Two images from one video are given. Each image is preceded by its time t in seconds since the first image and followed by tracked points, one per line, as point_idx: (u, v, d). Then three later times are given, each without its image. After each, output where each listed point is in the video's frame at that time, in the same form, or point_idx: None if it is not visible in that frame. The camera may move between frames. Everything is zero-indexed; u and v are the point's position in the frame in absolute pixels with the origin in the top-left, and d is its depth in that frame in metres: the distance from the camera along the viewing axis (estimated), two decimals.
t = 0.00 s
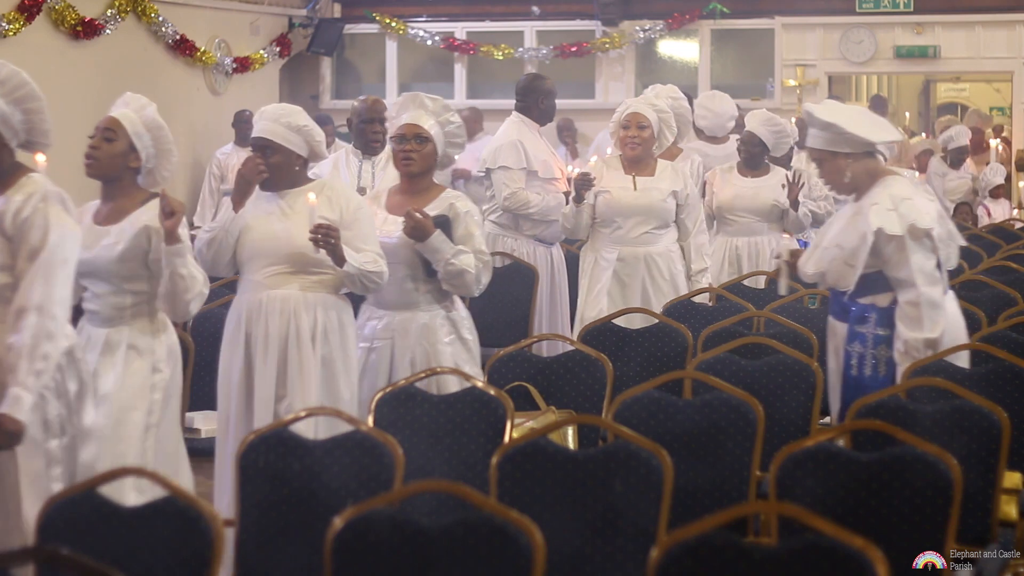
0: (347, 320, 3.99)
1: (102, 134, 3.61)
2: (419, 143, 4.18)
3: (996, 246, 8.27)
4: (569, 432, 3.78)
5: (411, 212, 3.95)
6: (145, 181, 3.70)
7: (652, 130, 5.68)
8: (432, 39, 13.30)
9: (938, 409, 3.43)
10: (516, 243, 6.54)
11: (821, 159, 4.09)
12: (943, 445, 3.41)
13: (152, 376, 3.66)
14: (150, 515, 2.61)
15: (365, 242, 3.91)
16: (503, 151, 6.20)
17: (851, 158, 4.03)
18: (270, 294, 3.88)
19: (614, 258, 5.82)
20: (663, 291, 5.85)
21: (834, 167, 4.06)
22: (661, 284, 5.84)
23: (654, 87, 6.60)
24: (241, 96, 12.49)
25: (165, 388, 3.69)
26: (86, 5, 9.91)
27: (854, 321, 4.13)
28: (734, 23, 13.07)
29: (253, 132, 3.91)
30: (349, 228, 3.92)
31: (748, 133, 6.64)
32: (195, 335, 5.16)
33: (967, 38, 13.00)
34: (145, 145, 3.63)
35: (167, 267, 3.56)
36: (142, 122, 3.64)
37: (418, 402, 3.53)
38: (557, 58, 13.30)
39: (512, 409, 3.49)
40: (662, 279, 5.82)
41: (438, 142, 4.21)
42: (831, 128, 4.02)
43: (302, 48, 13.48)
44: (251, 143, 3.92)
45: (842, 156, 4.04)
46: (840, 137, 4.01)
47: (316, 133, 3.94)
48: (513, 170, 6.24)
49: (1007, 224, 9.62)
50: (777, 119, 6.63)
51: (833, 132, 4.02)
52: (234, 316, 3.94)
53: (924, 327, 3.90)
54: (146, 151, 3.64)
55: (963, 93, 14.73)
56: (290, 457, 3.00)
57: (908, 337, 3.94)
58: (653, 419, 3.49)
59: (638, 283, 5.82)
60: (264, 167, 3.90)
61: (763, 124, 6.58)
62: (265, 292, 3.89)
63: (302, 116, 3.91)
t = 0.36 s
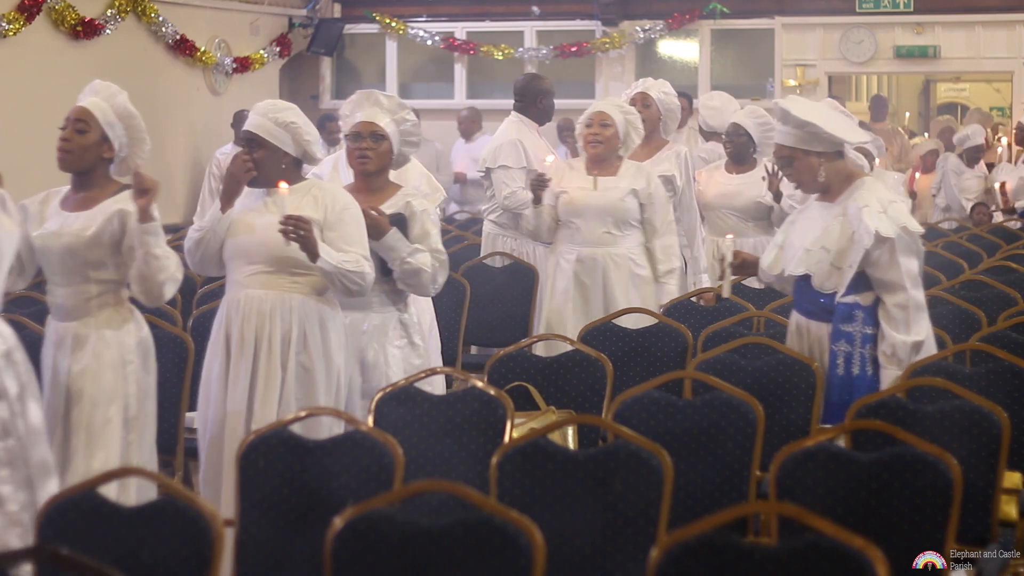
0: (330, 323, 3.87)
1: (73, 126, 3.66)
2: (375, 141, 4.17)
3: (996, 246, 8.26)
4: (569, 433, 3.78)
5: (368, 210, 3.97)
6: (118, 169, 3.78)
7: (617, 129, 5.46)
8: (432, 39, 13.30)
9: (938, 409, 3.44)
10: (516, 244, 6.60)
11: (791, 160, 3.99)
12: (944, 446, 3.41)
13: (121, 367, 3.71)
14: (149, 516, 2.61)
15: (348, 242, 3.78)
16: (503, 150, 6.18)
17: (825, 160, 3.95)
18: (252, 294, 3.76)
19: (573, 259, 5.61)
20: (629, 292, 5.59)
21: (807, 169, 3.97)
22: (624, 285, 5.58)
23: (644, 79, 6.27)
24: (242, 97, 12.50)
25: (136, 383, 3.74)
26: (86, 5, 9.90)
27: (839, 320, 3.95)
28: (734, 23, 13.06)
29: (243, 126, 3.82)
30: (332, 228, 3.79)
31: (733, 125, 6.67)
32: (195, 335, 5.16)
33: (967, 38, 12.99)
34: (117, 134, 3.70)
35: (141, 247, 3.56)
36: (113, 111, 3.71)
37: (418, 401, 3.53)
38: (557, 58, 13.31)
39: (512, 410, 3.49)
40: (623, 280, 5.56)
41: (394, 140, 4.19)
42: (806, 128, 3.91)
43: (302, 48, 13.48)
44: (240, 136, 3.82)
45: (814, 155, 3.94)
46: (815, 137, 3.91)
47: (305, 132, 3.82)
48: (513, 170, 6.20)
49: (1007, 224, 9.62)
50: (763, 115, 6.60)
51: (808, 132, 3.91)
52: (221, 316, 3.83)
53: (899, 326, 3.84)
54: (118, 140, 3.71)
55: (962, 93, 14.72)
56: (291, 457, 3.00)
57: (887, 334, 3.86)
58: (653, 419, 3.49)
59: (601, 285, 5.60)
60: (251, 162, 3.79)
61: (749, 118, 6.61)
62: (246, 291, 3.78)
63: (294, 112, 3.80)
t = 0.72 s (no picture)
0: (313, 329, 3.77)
1: (39, 136, 3.67)
2: (349, 142, 4.15)
3: (996, 246, 8.26)
4: (569, 432, 3.77)
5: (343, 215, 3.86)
6: (81, 179, 3.81)
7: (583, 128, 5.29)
8: (432, 39, 13.31)
9: (937, 408, 3.44)
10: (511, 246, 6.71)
11: (745, 164, 3.87)
12: (944, 445, 3.41)
13: (87, 377, 3.64)
14: (150, 516, 2.61)
15: (329, 246, 3.66)
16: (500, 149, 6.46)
17: (779, 164, 3.86)
18: (233, 301, 3.66)
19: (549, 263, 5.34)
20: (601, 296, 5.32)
21: (762, 173, 3.85)
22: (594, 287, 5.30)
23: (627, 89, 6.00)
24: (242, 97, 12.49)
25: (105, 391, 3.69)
26: (86, 5, 9.90)
27: (814, 317, 3.88)
28: (734, 23, 13.06)
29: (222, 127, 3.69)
30: (312, 232, 3.69)
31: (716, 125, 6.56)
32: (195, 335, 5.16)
33: (967, 37, 12.98)
34: (83, 144, 3.72)
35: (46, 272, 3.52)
36: (79, 121, 3.73)
37: (418, 401, 3.53)
38: (557, 58, 13.31)
39: (512, 410, 3.49)
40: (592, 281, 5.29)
41: (369, 141, 4.19)
42: (761, 133, 3.80)
43: (302, 48, 13.48)
44: (218, 139, 3.69)
45: (766, 159, 3.84)
46: (769, 142, 3.80)
47: (282, 132, 3.68)
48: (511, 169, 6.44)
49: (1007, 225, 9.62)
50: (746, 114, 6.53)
51: (764, 137, 3.80)
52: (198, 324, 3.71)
53: (869, 317, 3.77)
54: (84, 150, 3.73)
55: (962, 93, 14.69)
56: (290, 457, 3.01)
57: (859, 331, 3.80)
58: (653, 417, 3.49)
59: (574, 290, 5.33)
60: (231, 167, 3.68)
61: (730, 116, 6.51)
62: (226, 297, 3.67)
63: (272, 113, 3.67)
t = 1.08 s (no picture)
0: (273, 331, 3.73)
1: None
2: (339, 142, 3.97)
3: (995, 246, 8.26)
4: (569, 432, 3.78)
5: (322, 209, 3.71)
6: (40, 167, 3.83)
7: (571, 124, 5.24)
8: (432, 39, 13.32)
9: (937, 408, 3.44)
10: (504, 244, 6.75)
11: (676, 189, 3.87)
12: (944, 446, 3.41)
13: (35, 373, 3.61)
14: (149, 516, 2.61)
15: (285, 245, 3.64)
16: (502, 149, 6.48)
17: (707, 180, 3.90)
18: (189, 309, 3.56)
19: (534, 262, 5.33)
20: (585, 293, 5.32)
21: (693, 194, 3.88)
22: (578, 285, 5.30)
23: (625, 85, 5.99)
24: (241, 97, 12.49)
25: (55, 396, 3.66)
26: (86, 5, 9.91)
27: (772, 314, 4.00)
28: (734, 23, 13.06)
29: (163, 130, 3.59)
30: (269, 232, 3.64)
31: (717, 122, 6.51)
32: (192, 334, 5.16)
33: (967, 38, 12.98)
34: (38, 134, 3.72)
35: None
36: (35, 111, 3.73)
37: (418, 401, 3.53)
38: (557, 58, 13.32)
39: (512, 409, 3.50)
40: (579, 278, 5.28)
41: (360, 141, 4.00)
42: (688, 153, 3.81)
43: (302, 48, 13.49)
44: (162, 144, 3.59)
45: (693, 178, 3.86)
46: (696, 159, 3.82)
47: (230, 134, 3.59)
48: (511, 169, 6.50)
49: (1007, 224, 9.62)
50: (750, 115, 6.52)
51: (691, 157, 3.81)
52: (148, 337, 3.59)
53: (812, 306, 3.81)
54: (39, 141, 3.73)
55: (963, 94, 14.66)
56: (291, 457, 3.01)
57: (800, 325, 3.83)
58: (652, 417, 3.49)
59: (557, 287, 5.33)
60: (179, 169, 3.57)
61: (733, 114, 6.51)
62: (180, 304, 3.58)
63: (215, 115, 3.57)
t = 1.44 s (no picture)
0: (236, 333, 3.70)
1: None
2: (320, 142, 3.95)
3: (996, 246, 8.26)
4: (569, 432, 3.77)
5: (304, 219, 3.70)
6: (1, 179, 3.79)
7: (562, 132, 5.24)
8: (432, 39, 13.33)
9: (937, 409, 3.44)
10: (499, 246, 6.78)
11: (667, 210, 3.85)
12: (944, 446, 3.41)
13: None
14: (150, 515, 2.61)
15: (248, 245, 3.63)
16: (501, 150, 6.51)
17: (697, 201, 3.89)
18: (151, 309, 3.55)
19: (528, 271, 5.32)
20: (576, 303, 5.31)
21: (686, 214, 3.87)
22: (571, 293, 5.28)
23: (623, 86, 5.96)
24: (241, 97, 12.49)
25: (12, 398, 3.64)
26: (86, 4, 9.92)
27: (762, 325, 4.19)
28: (734, 23, 13.07)
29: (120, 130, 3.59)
30: (231, 231, 3.64)
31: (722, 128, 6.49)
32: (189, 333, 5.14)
33: (967, 37, 12.97)
34: None
35: None
36: None
37: (417, 401, 3.53)
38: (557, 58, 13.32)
39: (512, 409, 3.51)
40: (573, 287, 5.27)
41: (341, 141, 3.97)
42: (680, 174, 3.80)
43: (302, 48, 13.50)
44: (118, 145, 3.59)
45: (682, 199, 3.85)
46: (681, 182, 3.81)
47: (189, 132, 3.62)
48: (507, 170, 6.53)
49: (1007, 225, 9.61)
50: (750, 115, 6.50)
51: (682, 178, 3.80)
52: (110, 337, 3.59)
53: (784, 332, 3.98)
54: None
55: (963, 93, 14.64)
56: (291, 457, 3.01)
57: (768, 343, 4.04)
58: (652, 418, 3.49)
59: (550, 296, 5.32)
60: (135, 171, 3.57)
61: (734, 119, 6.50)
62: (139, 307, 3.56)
63: (175, 114, 3.58)
